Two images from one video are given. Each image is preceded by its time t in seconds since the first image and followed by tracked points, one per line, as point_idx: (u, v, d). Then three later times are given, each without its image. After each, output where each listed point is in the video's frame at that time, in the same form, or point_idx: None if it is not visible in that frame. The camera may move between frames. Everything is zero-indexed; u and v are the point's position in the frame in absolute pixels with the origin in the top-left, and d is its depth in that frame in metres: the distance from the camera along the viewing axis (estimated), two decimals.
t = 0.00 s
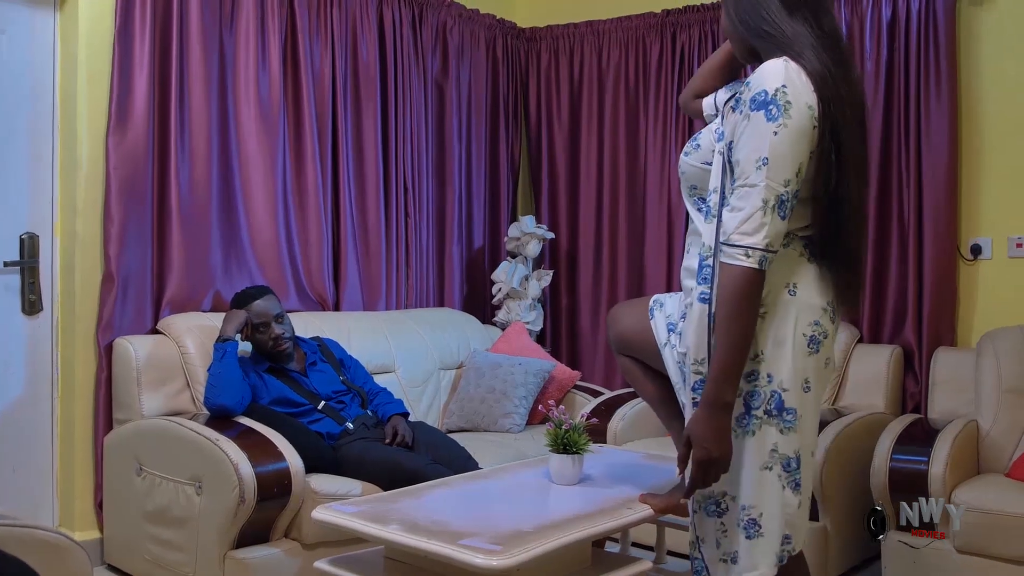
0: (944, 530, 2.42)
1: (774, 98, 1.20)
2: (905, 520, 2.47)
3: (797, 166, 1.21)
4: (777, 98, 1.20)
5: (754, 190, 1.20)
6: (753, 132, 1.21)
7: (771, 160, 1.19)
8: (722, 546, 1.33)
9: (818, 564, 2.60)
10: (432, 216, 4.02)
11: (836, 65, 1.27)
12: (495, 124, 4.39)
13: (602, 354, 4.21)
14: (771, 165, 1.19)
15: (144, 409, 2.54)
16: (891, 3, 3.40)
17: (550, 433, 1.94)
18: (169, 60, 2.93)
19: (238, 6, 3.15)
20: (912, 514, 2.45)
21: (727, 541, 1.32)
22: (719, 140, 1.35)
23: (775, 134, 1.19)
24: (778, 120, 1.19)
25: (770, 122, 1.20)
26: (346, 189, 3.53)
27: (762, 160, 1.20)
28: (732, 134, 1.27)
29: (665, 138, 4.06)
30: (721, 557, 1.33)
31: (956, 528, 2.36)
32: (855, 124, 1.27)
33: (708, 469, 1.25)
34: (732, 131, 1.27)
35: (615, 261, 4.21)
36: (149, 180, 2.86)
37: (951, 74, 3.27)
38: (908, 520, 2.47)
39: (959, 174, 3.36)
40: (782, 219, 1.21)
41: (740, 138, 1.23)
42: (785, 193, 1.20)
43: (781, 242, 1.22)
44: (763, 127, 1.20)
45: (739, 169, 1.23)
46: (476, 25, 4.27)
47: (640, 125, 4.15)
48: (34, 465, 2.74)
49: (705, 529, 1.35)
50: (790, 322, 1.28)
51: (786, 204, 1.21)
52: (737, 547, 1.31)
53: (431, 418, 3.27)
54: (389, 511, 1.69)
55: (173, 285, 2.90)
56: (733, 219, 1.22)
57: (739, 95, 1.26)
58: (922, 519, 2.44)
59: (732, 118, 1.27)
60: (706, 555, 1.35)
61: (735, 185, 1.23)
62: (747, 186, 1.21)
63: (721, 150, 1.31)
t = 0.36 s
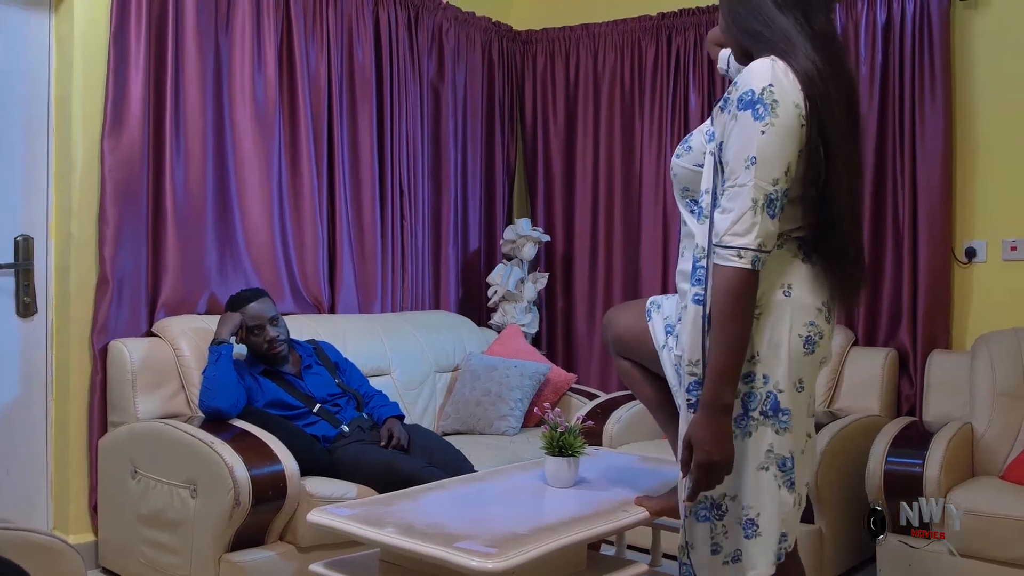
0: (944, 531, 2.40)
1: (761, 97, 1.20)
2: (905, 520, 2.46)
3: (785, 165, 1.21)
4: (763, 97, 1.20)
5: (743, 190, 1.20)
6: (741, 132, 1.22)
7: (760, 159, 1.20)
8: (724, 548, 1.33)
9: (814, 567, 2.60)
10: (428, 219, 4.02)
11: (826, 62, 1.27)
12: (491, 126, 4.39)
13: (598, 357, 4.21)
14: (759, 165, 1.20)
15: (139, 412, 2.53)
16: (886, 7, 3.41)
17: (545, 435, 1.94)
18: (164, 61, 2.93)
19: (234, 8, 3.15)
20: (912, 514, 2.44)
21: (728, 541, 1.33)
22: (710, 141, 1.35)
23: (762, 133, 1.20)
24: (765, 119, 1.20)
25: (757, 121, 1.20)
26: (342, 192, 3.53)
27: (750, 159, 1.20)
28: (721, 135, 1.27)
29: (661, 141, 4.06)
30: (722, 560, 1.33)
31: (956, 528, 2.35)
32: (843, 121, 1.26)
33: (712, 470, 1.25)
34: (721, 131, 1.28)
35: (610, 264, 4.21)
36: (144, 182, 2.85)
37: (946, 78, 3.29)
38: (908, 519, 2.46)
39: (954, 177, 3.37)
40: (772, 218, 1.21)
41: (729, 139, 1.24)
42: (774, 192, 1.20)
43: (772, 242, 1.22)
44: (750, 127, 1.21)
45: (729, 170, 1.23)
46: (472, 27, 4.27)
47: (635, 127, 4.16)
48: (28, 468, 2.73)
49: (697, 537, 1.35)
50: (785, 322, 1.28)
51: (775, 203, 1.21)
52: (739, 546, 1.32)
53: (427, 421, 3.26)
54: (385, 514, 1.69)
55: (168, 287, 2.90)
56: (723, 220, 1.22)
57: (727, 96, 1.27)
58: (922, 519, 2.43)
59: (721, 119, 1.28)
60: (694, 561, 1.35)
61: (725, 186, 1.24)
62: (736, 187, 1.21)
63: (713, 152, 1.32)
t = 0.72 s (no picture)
0: (944, 530, 2.39)
1: (752, 100, 1.21)
2: (905, 520, 2.46)
3: (778, 168, 1.21)
4: (755, 100, 1.21)
5: (735, 194, 1.21)
6: (734, 136, 1.23)
7: (751, 163, 1.21)
8: (726, 551, 1.32)
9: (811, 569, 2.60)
10: (425, 221, 4.02)
11: (819, 64, 1.27)
12: (488, 128, 4.40)
13: (595, 360, 4.21)
14: (751, 169, 1.21)
15: (135, 414, 2.52)
16: (882, 10, 3.42)
17: (542, 438, 1.94)
18: (161, 63, 2.93)
19: (231, 10, 3.15)
20: (912, 515, 2.43)
21: (729, 544, 1.32)
22: (705, 146, 1.36)
23: (754, 136, 1.21)
24: (756, 123, 1.21)
25: (748, 125, 1.21)
26: (339, 194, 3.53)
27: (742, 163, 1.21)
28: (715, 139, 1.28)
29: (658, 143, 4.07)
30: (723, 563, 1.32)
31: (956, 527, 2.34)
32: (835, 121, 1.26)
33: (703, 473, 1.25)
34: (715, 135, 1.29)
35: (607, 267, 4.21)
36: (141, 184, 2.85)
37: (942, 81, 3.30)
38: (908, 520, 2.45)
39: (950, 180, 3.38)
40: (766, 221, 1.21)
41: (722, 143, 1.25)
42: (767, 195, 1.21)
43: (767, 246, 1.22)
44: (742, 130, 1.22)
45: (722, 175, 1.24)
46: (469, 30, 4.28)
47: (632, 130, 4.17)
48: (24, 471, 2.73)
49: (701, 537, 1.35)
50: (788, 326, 1.28)
51: (769, 206, 1.21)
52: (743, 549, 1.30)
53: (423, 424, 3.26)
54: (382, 517, 1.69)
55: (165, 289, 2.89)
56: (716, 224, 1.23)
57: (720, 100, 1.28)
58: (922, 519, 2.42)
59: (714, 124, 1.29)
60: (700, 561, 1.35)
61: (718, 191, 1.25)
62: (728, 191, 1.22)
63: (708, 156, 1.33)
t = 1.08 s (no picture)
0: (944, 530, 2.38)
1: (734, 99, 1.22)
2: (905, 520, 2.46)
3: (761, 166, 1.22)
4: (737, 99, 1.22)
5: (718, 193, 1.22)
6: (716, 135, 1.24)
7: (733, 162, 1.21)
8: (722, 554, 1.32)
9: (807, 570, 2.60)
10: (422, 223, 4.03)
11: (808, 68, 1.27)
12: (484, 130, 4.40)
13: (591, 362, 4.22)
14: (733, 167, 1.21)
15: (132, 417, 2.52)
16: (878, 13, 3.43)
17: (538, 441, 1.93)
18: (158, 65, 2.93)
19: (228, 12, 3.16)
20: (912, 514, 2.43)
21: (727, 547, 1.31)
22: (691, 147, 1.37)
23: (736, 135, 1.21)
24: (738, 121, 1.21)
25: (730, 123, 1.22)
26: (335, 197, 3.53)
27: (725, 162, 1.22)
28: (699, 139, 1.29)
29: (654, 145, 4.08)
30: (721, 564, 1.32)
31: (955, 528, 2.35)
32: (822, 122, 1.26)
33: (699, 475, 1.26)
34: (699, 135, 1.29)
35: (603, 269, 4.22)
36: (137, 185, 2.85)
37: (937, 84, 3.31)
38: (908, 520, 2.45)
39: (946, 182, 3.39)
40: (751, 220, 1.21)
41: (706, 142, 1.26)
42: (751, 193, 1.21)
43: (754, 244, 1.22)
44: (724, 129, 1.22)
45: (706, 174, 1.25)
46: (465, 32, 4.28)
47: (629, 131, 4.17)
48: (19, 473, 2.72)
49: (700, 538, 1.35)
50: (782, 328, 1.29)
51: (754, 205, 1.21)
52: (740, 552, 1.30)
53: (420, 426, 3.25)
54: (378, 519, 1.68)
55: (161, 290, 2.89)
56: (702, 225, 1.24)
57: (703, 100, 1.29)
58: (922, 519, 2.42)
59: (698, 124, 1.29)
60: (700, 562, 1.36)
61: (703, 191, 1.25)
62: (712, 191, 1.23)
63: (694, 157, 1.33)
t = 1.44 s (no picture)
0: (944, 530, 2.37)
1: (716, 96, 1.24)
2: (905, 520, 2.45)
3: (743, 163, 1.23)
4: (719, 96, 1.23)
5: (700, 191, 1.24)
6: (699, 133, 1.25)
7: (714, 159, 1.23)
8: (716, 555, 1.30)
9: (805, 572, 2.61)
10: (420, 225, 4.03)
11: (794, 69, 1.27)
12: (482, 133, 4.40)
13: (590, 365, 4.22)
14: (715, 164, 1.23)
15: (130, 418, 2.51)
16: (876, 16, 3.44)
17: (537, 442, 1.94)
18: (156, 67, 2.92)
19: (225, 14, 3.15)
20: (912, 514, 2.43)
21: (719, 548, 1.30)
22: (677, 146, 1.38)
23: (717, 132, 1.23)
24: (719, 118, 1.23)
25: (711, 121, 1.23)
26: (333, 199, 3.52)
27: (707, 160, 1.24)
28: (683, 137, 1.30)
29: (652, 147, 4.08)
30: (714, 567, 1.31)
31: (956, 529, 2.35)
32: (805, 122, 1.26)
33: (682, 470, 1.27)
34: (683, 134, 1.31)
35: (601, 271, 4.22)
36: (135, 187, 2.85)
37: (935, 86, 3.32)
38: (908, 519, 2.45)
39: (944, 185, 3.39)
40: (734, 217, 1.22)
41: (689, 140, 1.27)
42: (733, 191, 1.22)
43: (737, 242, 1.23)
44: (706, 127, 1.24)
45: (689, 172, 1.26)
46: (463, 34, 4.28)
47: (627, 134, 4.18)
48: (16, 476, 2.71)
49: (684, 541, 1.35)
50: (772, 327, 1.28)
51: (736, 202, 1.22)
52: (733, 553, 1.29)
53: (418, 428, 3.25)
54: (376, 521, 1.68)
55: (160, 293, 2.89)
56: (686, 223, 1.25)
57: (688, 99, 1.31)
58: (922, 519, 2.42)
59: (683, 122, 1.31)
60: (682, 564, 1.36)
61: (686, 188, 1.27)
62: (694, 188, 1.25)
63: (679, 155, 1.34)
